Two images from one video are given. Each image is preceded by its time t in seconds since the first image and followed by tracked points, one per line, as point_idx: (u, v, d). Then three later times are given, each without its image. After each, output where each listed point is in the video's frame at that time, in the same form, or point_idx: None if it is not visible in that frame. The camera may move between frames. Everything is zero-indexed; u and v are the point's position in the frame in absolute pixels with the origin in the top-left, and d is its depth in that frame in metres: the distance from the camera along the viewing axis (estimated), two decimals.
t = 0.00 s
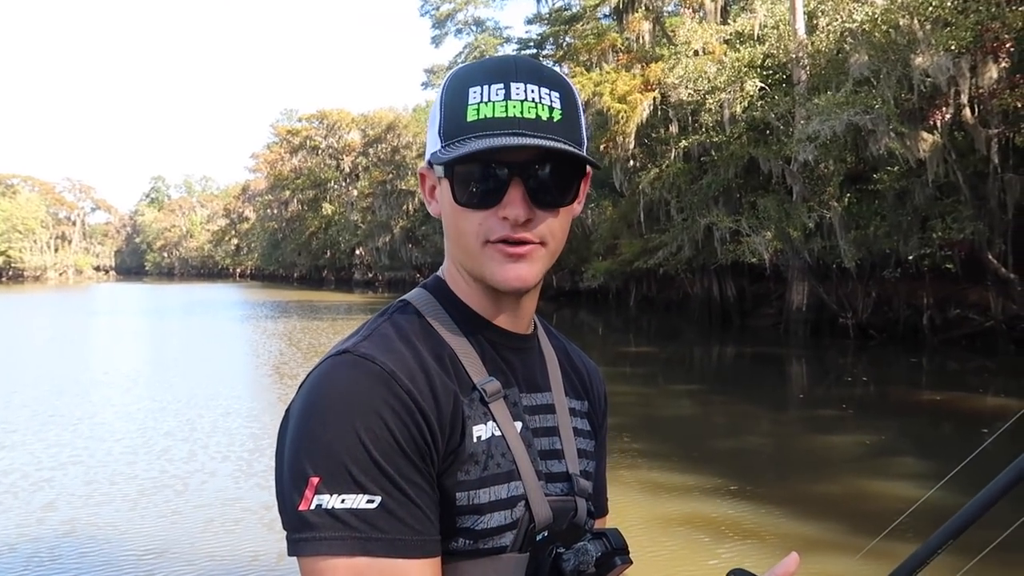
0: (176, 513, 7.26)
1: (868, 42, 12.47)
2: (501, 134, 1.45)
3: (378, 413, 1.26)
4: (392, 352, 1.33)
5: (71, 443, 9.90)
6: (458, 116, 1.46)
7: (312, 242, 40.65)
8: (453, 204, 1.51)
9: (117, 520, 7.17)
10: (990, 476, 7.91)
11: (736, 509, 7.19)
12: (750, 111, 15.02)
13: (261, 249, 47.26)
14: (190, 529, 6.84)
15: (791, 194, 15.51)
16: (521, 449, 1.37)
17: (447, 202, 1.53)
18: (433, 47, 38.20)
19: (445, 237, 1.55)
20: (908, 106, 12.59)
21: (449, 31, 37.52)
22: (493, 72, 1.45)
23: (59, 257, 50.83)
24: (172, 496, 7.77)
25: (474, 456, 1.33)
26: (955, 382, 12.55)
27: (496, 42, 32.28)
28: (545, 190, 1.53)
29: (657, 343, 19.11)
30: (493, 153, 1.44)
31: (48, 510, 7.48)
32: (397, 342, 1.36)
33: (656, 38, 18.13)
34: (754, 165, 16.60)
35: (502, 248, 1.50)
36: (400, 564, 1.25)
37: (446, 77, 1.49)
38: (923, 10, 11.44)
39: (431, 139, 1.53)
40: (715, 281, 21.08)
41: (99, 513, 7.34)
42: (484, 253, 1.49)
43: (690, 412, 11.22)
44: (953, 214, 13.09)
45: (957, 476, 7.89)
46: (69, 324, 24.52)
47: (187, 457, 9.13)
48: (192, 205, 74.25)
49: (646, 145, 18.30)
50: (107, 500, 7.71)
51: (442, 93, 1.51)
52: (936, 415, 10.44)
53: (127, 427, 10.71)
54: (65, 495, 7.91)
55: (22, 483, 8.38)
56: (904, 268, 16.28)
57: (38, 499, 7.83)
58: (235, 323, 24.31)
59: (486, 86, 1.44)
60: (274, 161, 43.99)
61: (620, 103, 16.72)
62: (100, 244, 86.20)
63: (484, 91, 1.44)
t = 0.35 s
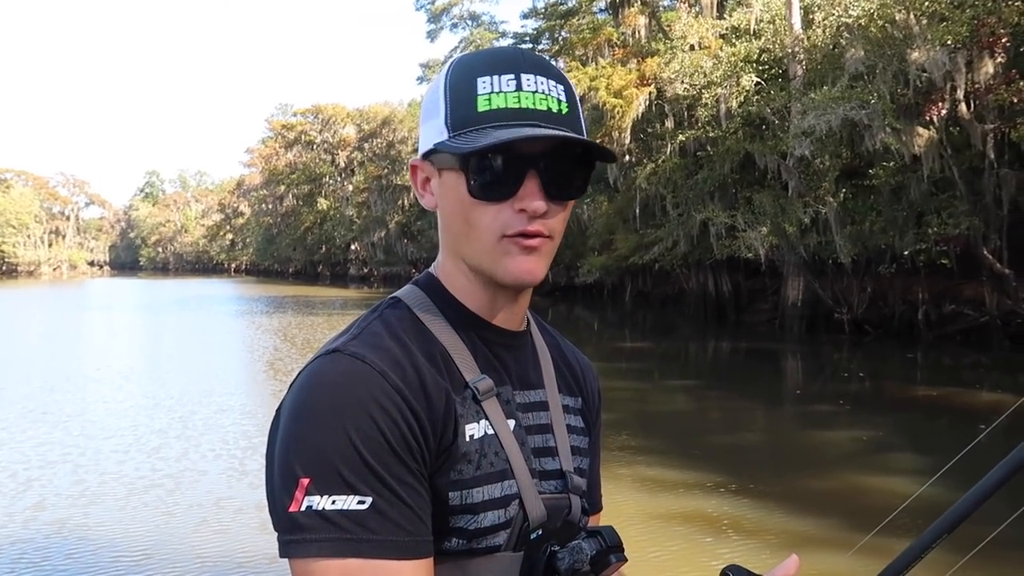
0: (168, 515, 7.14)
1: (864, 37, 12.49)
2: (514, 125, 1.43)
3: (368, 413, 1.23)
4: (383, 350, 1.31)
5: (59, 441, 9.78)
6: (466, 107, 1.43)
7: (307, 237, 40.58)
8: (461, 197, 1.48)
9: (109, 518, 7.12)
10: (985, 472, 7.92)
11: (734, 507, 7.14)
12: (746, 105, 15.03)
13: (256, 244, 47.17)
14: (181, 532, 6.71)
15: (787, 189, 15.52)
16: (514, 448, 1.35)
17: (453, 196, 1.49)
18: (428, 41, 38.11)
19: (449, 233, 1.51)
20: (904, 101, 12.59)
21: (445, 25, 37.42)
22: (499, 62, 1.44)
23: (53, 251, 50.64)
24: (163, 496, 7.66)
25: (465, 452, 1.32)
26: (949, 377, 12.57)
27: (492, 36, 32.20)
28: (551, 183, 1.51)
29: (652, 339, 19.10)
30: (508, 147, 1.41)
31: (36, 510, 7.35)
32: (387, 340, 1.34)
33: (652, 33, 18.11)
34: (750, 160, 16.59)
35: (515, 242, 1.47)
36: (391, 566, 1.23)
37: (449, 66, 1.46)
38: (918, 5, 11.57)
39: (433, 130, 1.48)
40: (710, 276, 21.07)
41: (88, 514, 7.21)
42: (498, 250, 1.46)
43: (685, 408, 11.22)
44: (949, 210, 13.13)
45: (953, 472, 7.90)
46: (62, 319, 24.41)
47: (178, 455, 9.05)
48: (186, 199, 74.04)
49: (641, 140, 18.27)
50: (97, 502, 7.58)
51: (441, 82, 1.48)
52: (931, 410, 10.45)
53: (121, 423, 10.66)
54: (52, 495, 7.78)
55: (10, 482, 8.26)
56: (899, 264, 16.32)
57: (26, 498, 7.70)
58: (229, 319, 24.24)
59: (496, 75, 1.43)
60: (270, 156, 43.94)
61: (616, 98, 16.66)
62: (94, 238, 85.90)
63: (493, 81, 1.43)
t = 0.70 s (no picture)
0: (161, 517, 7.06)
1: (861, 33, 12.54)
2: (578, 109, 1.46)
3: (367, 470, 1.11)
4: (384, 388, 1.17)
5: (51, 442, 9.70)
6: (559, 95, 1.38)
7: (303, 232, 40.53)
8: (555, 182, 1.39)
9: (102, 518, 7.08)
10: (985, 470, 7.90)
11: (732, 506, 7.09)
12: (743, 100, 15.05)
13: (252, 240, 47.20)
14: (174, 535, 6.63)
15: (784, 185, 15.52)
16: (524, 454, 1.30)
17: (545, 179, 1.38)
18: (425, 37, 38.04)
19: (516, 221, 1.38)
20: (901, 96, 12.60)
21: (442, 20, 37.34)
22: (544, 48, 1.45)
23: (48, 247, 50.78)
24: (157, 497, 7.59)
25: (482, 479, 1.24)
26: (946, 373, 12.57)
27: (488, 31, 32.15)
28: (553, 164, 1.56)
29: (649, 335, 19.10)
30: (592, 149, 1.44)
31: (27, 512, 7.27)
32: (389, 375, 1.19)
33: (649, 29, 18.12)
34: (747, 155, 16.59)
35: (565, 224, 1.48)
36: None
37: (524, 43, 1.37)
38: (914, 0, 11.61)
39: (525, 107, 1.34)
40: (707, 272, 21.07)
41: (81, 515, 7.13)
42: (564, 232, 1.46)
43: (683, 404, 11.21)
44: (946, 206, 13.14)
45: (952, 470, 7.89)
46: (58, 316, 24.34)
47: (172, 455, 8.99)
48: (183, 195, 73.93)
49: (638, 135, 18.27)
50: (89, 502, 7.51)
51: (517, 58, 1.34)
52: (929, 407, 10.43)
53: (116, 422, 10.61)
54: (45, 496, 7.72)
55: (0, 483, 8.18)
56: (897, 259, 16.36)
57: (17, 499, 7.63)
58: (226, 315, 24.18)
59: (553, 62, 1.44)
60: (267, 152, 43.88)
61: (613, 93, 16.62)
62: (89, 234, 85.73)
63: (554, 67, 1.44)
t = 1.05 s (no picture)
0: (151, 518, 7.02)
1: (855, 30, 12.52)
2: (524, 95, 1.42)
3: (369, 525, 1.00)
4: (364, 423, 1.06)
5: (40, 442, 9.62)
6: (508, 82, 1.33)
7: (298, 230, 40.42)
8: (499, 178, 1.32)
9: (91, 519, 7.04)
10: (978, 467, 7.90)
11: (726, 505, 7.07)
12: (738, 98, 15.01)
13: (246, 237, 47.13)
14: (164, 537, 6.57)
15: (779, 183, 15.52)
16: (497, 470, 1.27)
17: (490, 172, 1.30)
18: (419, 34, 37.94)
19: (459, 220, 1.29)
20: (895, 94, 12.59)
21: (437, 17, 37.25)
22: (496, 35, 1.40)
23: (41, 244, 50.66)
24: (147, 498, 7.55)
25: (470, 508, 1.19)
26: (939, 371, 12.58)
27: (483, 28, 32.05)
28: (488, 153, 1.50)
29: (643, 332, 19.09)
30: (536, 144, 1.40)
31: (15, 514, 7.21)
32: (365, 408, 1.07)
33: (644, 26, 18.09)
34: (741, 153, 16.58)
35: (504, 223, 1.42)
36: None
37: (471, 22, 1.30)
38: None
39: (478, 92, 1.27)
40: (701, 270, 21.07)
41: (70, 517, 7.06)
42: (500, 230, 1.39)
43: (677, 402, 11.20)
44: (940, 203, 13.19)
45: (945, 468, 7.89)
46: (49, 313, 24.24)
47: (163, 455, 8.94)
48: (176, 192, 73.64)
49: (633, 132, 18.27)
50: (79, 503, 7.46)
51: (471, 40, 1.28)
52: (923, 404, 10.43)
53: (106, 421, 10.54)
54: (34, 497, 7.68)
55: None
56: (891, 257, 16.45)
57: (6, 501, 7.57)
58: (219, 313, 24.11)
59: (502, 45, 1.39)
60: (261, 148, 43.78)
61: (607, 91, 16.64)
62: (82, 230, 85.40)
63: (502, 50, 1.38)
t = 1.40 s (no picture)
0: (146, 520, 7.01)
1: (849, 29, 12.56)
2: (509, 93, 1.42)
3: None
4: (317, 472, 1.04)
5: (34, 444, 9.59)
6: (493, 76, 1.33)
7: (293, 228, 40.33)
8: (474, 177, 1.32)
9: (86, 521, 7.03)
10: (972, 466, 7.94)
11: (721, 505, 7.09)
12: (733, 96, 15.04)
13: (240, 235, 47.03)
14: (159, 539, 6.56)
15: (773, 181, 15.56)
16: (470, 495, 1.28)
17: (465, 170, 1.30)
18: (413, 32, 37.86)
19: (428, 224, 1.28)
20: (889, 93, 12.61)
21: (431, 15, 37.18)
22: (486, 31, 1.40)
23: (34, 242, 50.49)
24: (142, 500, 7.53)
25: (441, 546, 1.20)
26: (933, 369, 12.64)
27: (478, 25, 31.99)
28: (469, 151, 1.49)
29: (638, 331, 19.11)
30: (517, 141, 1.40)
31: (9, 517, 7.20)
32: (317, 455, 1.06)
33: (640, 24, 18.09)
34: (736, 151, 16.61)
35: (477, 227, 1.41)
36: None
37: (453, 3, 1.29)
38: None
39: (459, 82, 1.26)
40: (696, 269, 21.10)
41: (64, 520, 7.05)
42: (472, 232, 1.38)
43: (672, 401, 11.23)
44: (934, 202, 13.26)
45: (939, 466, 7.93)
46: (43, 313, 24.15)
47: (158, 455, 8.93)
48: (170, 190, 73.39)
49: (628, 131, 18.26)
50: (74, 504, 7.45)
51: (455, 25, 1.28)
52: (916, 403, 10.48)
53: (100, 422, 10.51)
54: (29, 499, 7.67)
55: None
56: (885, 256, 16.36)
57: None
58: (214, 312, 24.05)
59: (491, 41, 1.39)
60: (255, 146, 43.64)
61: (602, 89, 16.64)
62: (74, 229, 85.11)
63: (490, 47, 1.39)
